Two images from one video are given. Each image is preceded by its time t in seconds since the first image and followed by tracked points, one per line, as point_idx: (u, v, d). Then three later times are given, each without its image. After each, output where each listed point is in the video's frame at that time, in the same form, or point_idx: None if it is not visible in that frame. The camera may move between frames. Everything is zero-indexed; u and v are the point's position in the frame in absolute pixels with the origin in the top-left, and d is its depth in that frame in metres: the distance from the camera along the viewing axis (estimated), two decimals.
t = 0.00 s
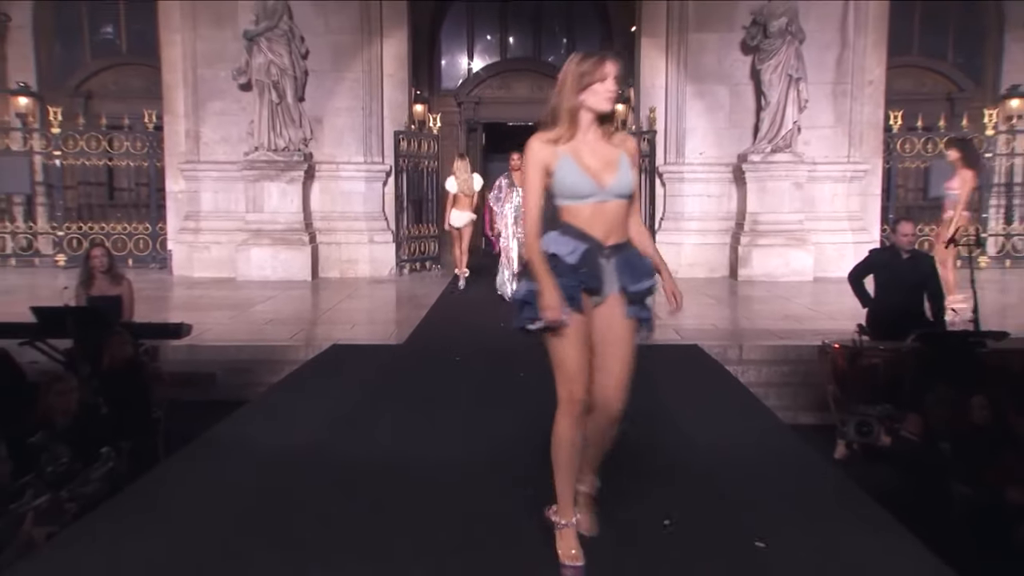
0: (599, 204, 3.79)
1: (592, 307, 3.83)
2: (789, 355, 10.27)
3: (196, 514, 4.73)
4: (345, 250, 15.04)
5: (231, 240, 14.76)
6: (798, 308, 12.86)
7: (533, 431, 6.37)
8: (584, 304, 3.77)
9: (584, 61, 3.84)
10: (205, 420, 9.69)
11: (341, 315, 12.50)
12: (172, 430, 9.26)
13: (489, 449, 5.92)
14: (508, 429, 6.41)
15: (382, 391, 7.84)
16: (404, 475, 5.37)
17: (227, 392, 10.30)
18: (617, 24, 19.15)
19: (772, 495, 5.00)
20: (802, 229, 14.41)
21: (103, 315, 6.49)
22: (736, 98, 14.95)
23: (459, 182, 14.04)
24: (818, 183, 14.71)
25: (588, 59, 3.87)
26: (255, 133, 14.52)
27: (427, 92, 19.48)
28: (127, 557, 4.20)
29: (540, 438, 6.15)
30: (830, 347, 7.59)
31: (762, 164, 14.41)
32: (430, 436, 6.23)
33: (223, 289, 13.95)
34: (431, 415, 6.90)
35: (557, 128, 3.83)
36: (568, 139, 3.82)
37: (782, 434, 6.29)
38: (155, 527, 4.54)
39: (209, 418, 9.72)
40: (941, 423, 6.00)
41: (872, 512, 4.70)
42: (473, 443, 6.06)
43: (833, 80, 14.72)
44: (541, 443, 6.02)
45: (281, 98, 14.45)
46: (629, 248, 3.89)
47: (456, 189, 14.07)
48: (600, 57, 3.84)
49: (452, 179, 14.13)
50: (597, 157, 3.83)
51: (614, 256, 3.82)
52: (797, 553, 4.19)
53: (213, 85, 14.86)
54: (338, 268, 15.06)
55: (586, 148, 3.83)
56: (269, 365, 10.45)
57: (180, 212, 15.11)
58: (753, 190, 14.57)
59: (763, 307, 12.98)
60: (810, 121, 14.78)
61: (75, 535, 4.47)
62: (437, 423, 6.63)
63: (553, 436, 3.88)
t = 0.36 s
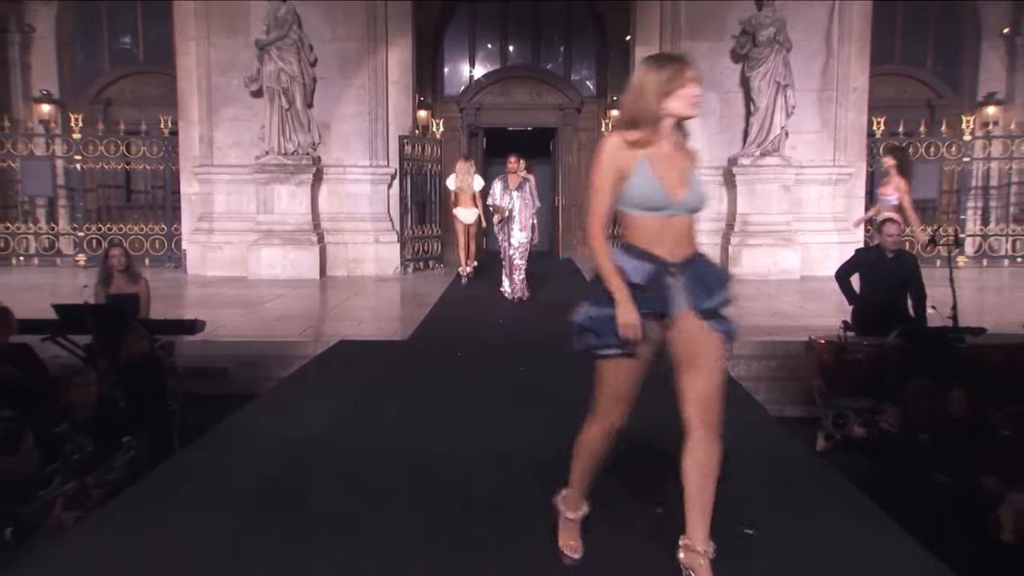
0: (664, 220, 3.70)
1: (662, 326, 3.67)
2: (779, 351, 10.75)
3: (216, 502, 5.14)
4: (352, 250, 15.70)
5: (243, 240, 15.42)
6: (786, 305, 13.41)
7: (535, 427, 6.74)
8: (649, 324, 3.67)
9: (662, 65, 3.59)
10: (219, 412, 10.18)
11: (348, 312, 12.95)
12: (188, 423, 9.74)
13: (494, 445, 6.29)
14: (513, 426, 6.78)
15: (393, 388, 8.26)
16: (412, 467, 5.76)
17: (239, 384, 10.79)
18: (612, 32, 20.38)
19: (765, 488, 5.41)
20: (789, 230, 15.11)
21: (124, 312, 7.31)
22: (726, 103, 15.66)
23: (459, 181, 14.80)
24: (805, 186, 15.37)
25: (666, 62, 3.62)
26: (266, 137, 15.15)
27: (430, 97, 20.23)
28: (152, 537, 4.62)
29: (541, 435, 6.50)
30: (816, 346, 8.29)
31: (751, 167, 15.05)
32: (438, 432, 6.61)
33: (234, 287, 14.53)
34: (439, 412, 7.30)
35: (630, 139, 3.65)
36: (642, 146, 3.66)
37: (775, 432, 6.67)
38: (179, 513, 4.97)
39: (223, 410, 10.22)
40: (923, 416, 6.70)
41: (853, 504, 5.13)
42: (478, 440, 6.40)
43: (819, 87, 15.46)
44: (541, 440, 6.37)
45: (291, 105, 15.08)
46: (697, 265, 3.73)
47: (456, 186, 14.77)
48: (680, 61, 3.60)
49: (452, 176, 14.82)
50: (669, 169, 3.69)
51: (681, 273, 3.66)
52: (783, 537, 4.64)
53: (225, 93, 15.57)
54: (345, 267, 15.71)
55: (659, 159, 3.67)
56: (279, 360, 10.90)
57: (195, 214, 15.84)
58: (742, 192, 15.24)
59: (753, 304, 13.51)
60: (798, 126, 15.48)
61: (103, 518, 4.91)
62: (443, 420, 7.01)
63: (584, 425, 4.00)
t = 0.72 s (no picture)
0: (777, 207, 3.51)
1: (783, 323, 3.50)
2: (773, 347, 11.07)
3: (226, 497, 5.52)
4: (356, 249, 16.11)
5: (250, 239, 15.84)
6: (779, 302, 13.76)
7: (533, 426, 7.10)
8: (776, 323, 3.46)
9: (771, 43, 3.46)
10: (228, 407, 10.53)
11: (352, 310, 13.31)
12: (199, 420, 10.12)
13: (491, 442, 6.66)
14: (510, 423, 7.15)
15: (398, 385, 8.64)
16: (411, 464, 6.13)
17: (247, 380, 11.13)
18: (609, 37, 20.80)
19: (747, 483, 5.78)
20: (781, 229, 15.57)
21: (132, 318, 8.09)
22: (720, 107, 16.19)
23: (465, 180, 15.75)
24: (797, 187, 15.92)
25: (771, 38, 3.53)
26: (272, 140, 15.55)
27: (431, 100, 20.70)
28: (158, 530, 5.01)
29: (538, 434, 6.87)
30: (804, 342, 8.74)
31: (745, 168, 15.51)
32: (441, 430, 6.98)
33: (241, 286, 14.92)
34: (442, 409, 7.66)
35: (726, 120, 3.51)
36: (745, 131, 3.48)
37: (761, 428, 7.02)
38: (185, 507, 5.35)
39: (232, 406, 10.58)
40: (899, 410, 7.11)
41: (838, 499, 5.49)
42: (478, 438, 6.77)
43: (811, 91, 15.93)
44: (539, 439, 6.73)
45: (296, 108, 15.49)
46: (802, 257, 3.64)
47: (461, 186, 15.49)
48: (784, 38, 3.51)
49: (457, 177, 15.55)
50: (776, 152, 3.52)
51: (794, 265, 3.57)
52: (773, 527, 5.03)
53: (233, 96, 16.06)
54: (349, 265, 16.14)
55: (767, 144, 3.51)
56: (286, 357, 11.24)
57: (203, 214, 16.30)
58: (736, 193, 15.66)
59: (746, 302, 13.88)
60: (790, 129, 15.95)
61: (115, 512, 5.29)
62: (446, 418, 7.38)
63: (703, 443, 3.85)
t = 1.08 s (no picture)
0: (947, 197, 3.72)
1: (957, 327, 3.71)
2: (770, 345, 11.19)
3: (234, 496, 5.65)
4: (358, 249, 16.25)
5: (252, 239, 15.99)
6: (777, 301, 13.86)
7: (534, 425, 7.25)
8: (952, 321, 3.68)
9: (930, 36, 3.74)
10: (232, 406, 10.67)
11: (354, 310, 13.45)
12: (203, 418, 10.26)
13: (495, 442, 6.79)
14: (513, 423, 7.29)
15: (400, 384, 8.79)
16: (416, 463, 6.25)
17: (249, 379, 11.26)
18: (609, 39, 20.95)
19: (742, 481, 5.91)
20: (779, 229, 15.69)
21: (134, 315, 8.19)
22: (719, 108, 16.40)
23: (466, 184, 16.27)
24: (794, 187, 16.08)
25: (928, 38, 3.74)
26: (274, 140, 15.69)
27: (432, 101, 20.85)
28: (165, 529, 5.15)
29: (538, 433, 7.01)
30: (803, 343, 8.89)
31: (743, 169, 15.59)
32: (442, 429, 7.13)
33: (243, 286, 15.05)
34: (444, 408, 7.82)
35: (892, 108, 3.73)
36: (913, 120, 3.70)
37: (759, 428, 7.15)
38: (191, 506, 5.48)
39: (235, 404, 10.72)
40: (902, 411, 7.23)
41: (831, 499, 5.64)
42: (479, 436, 6.92)
43: (809, 92, 16.23)
44: (539, 437, 6.88)
45: (297, 109, 15.62)
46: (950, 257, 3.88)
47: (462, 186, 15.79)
48: (942, 43, 3.74)
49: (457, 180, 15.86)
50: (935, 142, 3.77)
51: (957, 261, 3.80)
52: (770, 527, 5.16)
53: (236, 97, 16.23)
54: (351, 265, 16.27)
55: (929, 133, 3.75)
56: (288, 356, 11.34)
57: (205, 214, 16.42)
58: (735, 193, 15.80)
59: (743, 300, 14.00)
60: (787, 130, 16.21)
61: (122, 511, 5.42)
62: (448, 417, 7.53)
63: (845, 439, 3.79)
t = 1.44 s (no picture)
0: None
1: None
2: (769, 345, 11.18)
3: (234, 496, 5.66)
4: (358, 249, 16.26)
5: (252, 239, 16.00)
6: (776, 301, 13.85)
7: (534, 425, 7.26)
8: None
9: None
10: (232, 406, 10.67)
11: (354, 310, 13.44)
12: (203, 418, 10.27)
13: (494, 442, 6.79)
14: (513, 423, 7.30)
15: (400, 384, 8.80)
16: (416, 464, 6.25)
17: (249, 379, 11.26)
18: (609, 39, 20.96)
19: (743, 480, 5.94)
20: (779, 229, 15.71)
21: (135, 315, 8.23)
22: (719, 109, 16.43)
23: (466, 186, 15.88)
24: (795, 187, 16.12)
25: None
26: (274, 140, 15.70)
27: (432, 101, 20.86)
28: (166, 529, 5.15)
29: (538, 432, 7.04)
30: (803, 342, 8.95)
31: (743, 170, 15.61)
32: (443, 429, 7.14)
33: (244, 286, 15.06)
34: (445, 408, 7.83)
35: None
36: None
37: (758, 428, 7.16)
38: (190, 506, 5.49)
39: (235, 405, 10.72)
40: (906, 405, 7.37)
41: (829, 498, 5.66)
42: (480, 436, 6.93)
43: (810, 92, 16.24)
44: (539, 437, 6.90)
45: (297, 109, 15.62)
46: None
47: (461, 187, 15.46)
48: None
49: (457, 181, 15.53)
50: None
51: None
52: (771, 527, 5.17)
53: (236, 97, 16.24)
54: (351, 266, 16.29)
55: None
56: (288, 355, 11.32)
57: (205, 214, 16.44)
58: (735, 193, 15.81)
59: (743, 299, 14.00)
60: (787, 130, 16.23)
61: (121, 511, 5.44)
62: (448, 417, 7.53)
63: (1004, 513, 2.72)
